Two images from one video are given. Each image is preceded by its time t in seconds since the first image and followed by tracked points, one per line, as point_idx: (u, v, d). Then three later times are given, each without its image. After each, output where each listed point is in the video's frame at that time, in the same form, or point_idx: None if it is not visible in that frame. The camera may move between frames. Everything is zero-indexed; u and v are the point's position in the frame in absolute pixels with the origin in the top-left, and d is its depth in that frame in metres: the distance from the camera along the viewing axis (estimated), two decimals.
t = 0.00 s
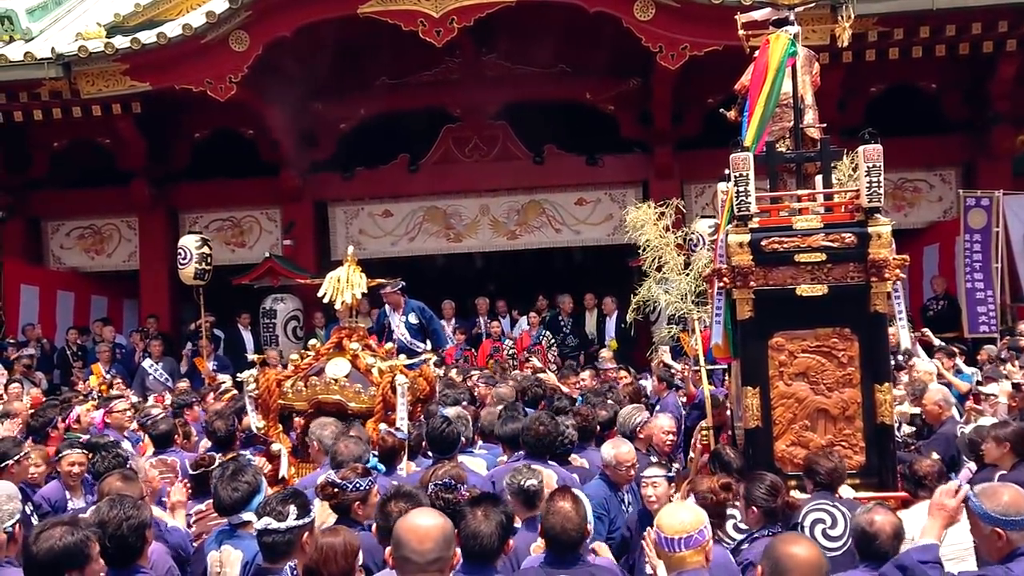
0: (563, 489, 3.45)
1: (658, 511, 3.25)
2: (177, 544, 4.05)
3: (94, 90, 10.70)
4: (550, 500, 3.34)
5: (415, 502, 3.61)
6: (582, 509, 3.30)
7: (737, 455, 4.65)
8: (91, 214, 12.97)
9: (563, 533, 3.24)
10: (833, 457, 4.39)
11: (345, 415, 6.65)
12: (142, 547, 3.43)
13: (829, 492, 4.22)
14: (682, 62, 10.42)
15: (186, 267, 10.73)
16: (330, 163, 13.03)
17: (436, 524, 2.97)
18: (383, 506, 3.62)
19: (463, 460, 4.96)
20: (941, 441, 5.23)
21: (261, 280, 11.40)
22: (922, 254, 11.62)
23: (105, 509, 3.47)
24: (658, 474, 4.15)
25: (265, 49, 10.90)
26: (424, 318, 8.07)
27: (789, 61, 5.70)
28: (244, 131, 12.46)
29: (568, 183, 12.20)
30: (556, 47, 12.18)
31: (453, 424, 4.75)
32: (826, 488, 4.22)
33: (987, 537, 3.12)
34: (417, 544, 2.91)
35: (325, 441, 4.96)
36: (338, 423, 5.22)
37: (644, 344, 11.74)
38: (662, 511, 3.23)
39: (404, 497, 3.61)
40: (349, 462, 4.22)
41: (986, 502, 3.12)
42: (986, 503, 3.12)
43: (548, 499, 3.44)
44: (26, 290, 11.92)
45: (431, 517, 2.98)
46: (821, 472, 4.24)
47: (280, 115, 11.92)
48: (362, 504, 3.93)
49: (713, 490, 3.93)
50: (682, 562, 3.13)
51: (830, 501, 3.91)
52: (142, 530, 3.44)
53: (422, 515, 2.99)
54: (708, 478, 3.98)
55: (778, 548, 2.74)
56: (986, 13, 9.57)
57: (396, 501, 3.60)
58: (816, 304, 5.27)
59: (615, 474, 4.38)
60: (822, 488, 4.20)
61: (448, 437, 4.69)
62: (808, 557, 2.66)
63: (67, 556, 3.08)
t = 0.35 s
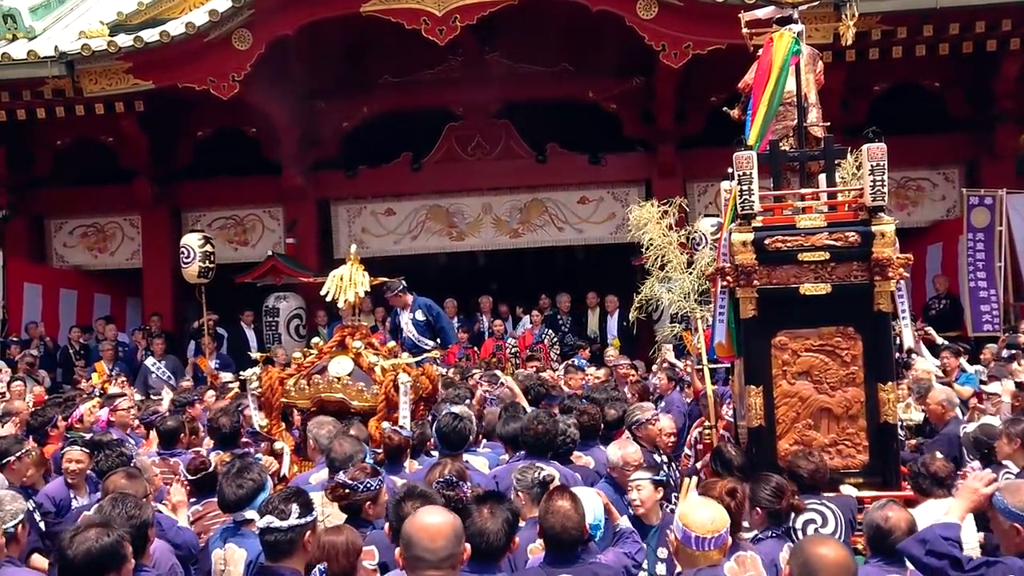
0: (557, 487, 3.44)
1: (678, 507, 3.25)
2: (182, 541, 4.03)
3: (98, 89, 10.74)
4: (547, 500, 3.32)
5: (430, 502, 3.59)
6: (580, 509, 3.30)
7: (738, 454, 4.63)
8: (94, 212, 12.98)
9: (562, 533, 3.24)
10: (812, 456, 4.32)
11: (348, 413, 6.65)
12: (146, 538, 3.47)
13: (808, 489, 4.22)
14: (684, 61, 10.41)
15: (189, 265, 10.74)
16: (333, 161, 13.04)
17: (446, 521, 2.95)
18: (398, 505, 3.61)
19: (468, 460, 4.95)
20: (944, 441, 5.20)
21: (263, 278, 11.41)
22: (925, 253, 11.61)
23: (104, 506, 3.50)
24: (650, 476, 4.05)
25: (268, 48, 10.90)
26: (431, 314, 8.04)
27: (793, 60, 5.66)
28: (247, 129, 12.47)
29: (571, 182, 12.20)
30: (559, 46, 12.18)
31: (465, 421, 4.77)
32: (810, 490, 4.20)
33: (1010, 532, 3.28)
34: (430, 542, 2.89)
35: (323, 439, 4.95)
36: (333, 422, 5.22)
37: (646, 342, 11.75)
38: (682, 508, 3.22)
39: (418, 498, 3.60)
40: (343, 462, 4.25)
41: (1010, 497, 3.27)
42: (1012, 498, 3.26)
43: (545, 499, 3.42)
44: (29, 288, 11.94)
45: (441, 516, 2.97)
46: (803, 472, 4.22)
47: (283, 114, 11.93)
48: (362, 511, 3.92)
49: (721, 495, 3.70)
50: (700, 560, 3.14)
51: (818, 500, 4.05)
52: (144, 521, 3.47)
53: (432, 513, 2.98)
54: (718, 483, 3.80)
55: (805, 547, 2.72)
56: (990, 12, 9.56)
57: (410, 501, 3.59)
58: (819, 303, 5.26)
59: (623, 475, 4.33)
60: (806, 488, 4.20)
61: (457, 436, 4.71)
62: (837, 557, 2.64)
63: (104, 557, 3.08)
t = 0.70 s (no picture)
0: (589, 482, 3.44)
1: (684, 502, 3.22)
2: (185, 535, 4.06)
3: (100, 85, 10.74)
4: (577, 495, 3.32)
5: (447, 500, 3.38)
6: (610, 506, 3.30)
7: (737, 447, 4.63)
8: (95, 208, 12.98)
9: (591, 530, 3.25)
10: (800, 454, 4.39)
11: (349, 409, 6.65)
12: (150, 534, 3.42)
13: (801, 488, 4.28)
14: (687, 57, 10.39)
15: (191, 262, 10.74)
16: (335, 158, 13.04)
17: (407, 520, 2.95)
18: (416, 501, 3.39)
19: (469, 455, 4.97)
20: (948, 437, 5.18)
21: (266, 274, 11.40)
22: (928, 250, 11.61)
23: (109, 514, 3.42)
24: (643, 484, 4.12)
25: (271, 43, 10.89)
26: (434, 310, 8.03)
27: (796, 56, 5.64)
28: (249, 125, 12.46)
29: (573, 178, 12.19)
30: (561, 42, 12.17)
31: (467, 417, 4.76)
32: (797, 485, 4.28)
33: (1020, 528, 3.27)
34: (390, 542, 2.89)
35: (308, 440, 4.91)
36: (324, 420, 5.19)
37: (648, 339, 11.75)
38: (689, 503, 3.19)
39: (438, 494, 3.39)
40: (331, 456, 4.27)
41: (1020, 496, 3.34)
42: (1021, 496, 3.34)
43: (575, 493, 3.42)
44: (31, 284, 11.96)
45: (402, 515, 2.97)
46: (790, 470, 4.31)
47: (285, 109, 11.92)
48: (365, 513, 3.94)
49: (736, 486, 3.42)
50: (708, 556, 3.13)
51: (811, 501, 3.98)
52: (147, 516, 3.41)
53: (394, 512, 2.97)
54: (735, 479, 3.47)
55: (814, 544, 2.72)
56: (993, 8, 9.54)
57: (429, 498, 3.38)
58: (821, 299, 5.26)
59: (630, 475, 4.33)
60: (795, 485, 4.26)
61: (459, 432, 4.71)
62: (846, 554, 2.64)
63: (155, 553, 2.99)
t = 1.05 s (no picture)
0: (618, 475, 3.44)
1: (677, 499, 3.26)
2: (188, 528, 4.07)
3: (99, 79, 10.72)
4: (605, 487, 3.33)
5: (458, 496, 3.18)
6: (637, 499, 3.30)
7: (741, 441, 4.63)
8: (95, 202, 12.97)
9: (616, 521, 3.24)
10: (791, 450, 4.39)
11: (349, 403, 6.64)
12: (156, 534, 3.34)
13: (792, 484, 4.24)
14: (688, 51, 10.37)
15: (192, 256, 10.74)
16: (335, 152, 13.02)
17: (371, 517, 2.96)
18: (425, 495, 3.19)
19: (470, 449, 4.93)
20: (948, 432, 5.18)
21: (266, 268, 11.40)
22: (928, 245, 11.59)
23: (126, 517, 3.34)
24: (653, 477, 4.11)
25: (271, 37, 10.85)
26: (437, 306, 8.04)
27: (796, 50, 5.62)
28: (249, 119, 12.44)
29: (573, 173, 12.17)
30: (563, 36, 12.17)
31: (466, 411, 4.75)
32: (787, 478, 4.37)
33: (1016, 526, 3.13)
34: (351, 538, 2.91)
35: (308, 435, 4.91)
36: (322, 414, 5.17)
37: (648, 334, 11.75)
38: (681, 500, 3.23)
39: (449, 489, 3.19)
40: (333, 450, 4.27)
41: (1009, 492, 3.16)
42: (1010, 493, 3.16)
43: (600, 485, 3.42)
44: (31, 278, 11.95)
45: (369, 510, 2.98)
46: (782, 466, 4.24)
47: (285, 104, 11.90)
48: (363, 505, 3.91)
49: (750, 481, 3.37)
50: (697, 552, 3.19)
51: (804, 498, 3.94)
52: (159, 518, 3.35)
53: (358, 509, 2.98)
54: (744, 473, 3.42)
55: (817, 538, 2.71)
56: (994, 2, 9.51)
57: (440, 491, 3.17)
58: (822, 294, 5.25)
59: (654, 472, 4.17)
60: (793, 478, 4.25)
61: (459, 426, 4.68)
62: (849, 548, 2.64)
63: (186, 549, 2.95)
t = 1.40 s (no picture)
0: (611, 469, 3.42)
1: (666, 495, 3.19)
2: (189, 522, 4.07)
3: (100, 73, 10.71)
4: (598, 482, 3.30)
5: (473, 495, 3.13)
6: (631, 495, 3.27)
7: (744, 436, 4.65)
8: (96, 197, 12.96)
9: (609, 518, 3.24)
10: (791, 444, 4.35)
11: (349, 398, 6.65)
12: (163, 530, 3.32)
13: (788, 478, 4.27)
14: (689, 45, 10.35)
15: (193, 251, 10.74)
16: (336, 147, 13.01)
17: (377, 510, 3.03)
18: (440, 491, 3.14)
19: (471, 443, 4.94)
20: (949, 427, 5.15)
21: (267, 263, 11.39)
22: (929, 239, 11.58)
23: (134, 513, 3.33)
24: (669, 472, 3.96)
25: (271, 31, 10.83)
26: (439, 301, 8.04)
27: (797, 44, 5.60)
28: (249, 114, 12.43)
29: (574, 167, 12.15)
30: (563, 30, 12.15)
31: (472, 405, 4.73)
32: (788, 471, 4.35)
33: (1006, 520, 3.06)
34: (357, 532, 2.97)
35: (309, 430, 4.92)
36: (323, 409, 5.17)
37: (649, 328, 11.75)
38: (671, 496, 3.17)
39: (464, 488, 3.13)
40: (335, 448, 4.24)
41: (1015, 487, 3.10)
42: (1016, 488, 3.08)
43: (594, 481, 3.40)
44: (31, 273, 11.95)
45: (375, 505, 3.04)
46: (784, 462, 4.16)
47: (286, 98, 11.89)
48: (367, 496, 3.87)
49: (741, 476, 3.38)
50: (685, 548, 3.07)
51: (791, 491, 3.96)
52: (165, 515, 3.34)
53: (364, 503, 3.04)
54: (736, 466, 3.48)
55: (812, 536, 2.67)
56: None
57: (455, 489, 3.12)
58: (822, 289, 5.24)
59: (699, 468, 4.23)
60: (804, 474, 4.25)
61: (465, 420, 4.67)
62: (841, 545, 2.61)
63: (197, 545, 2.93)
